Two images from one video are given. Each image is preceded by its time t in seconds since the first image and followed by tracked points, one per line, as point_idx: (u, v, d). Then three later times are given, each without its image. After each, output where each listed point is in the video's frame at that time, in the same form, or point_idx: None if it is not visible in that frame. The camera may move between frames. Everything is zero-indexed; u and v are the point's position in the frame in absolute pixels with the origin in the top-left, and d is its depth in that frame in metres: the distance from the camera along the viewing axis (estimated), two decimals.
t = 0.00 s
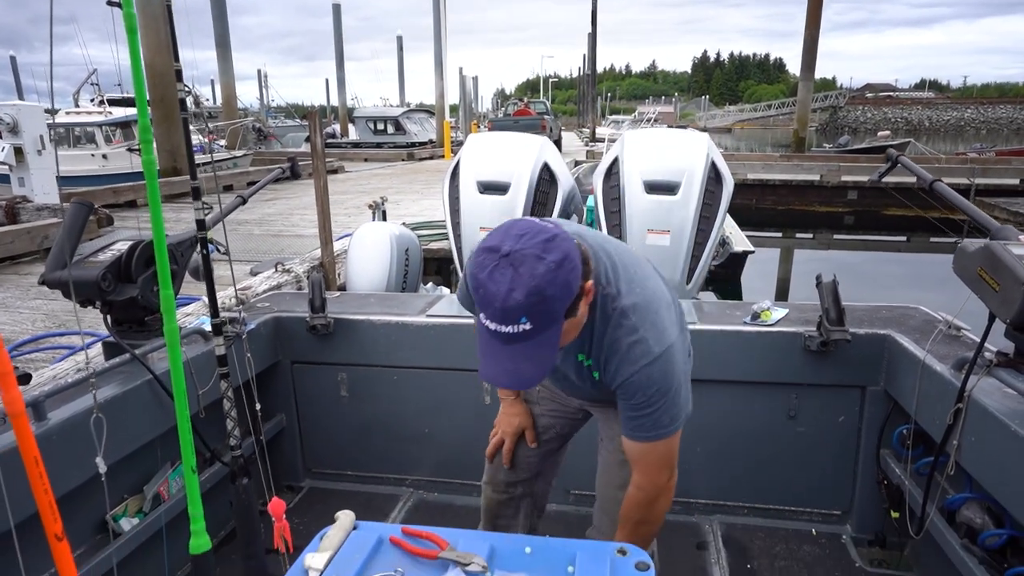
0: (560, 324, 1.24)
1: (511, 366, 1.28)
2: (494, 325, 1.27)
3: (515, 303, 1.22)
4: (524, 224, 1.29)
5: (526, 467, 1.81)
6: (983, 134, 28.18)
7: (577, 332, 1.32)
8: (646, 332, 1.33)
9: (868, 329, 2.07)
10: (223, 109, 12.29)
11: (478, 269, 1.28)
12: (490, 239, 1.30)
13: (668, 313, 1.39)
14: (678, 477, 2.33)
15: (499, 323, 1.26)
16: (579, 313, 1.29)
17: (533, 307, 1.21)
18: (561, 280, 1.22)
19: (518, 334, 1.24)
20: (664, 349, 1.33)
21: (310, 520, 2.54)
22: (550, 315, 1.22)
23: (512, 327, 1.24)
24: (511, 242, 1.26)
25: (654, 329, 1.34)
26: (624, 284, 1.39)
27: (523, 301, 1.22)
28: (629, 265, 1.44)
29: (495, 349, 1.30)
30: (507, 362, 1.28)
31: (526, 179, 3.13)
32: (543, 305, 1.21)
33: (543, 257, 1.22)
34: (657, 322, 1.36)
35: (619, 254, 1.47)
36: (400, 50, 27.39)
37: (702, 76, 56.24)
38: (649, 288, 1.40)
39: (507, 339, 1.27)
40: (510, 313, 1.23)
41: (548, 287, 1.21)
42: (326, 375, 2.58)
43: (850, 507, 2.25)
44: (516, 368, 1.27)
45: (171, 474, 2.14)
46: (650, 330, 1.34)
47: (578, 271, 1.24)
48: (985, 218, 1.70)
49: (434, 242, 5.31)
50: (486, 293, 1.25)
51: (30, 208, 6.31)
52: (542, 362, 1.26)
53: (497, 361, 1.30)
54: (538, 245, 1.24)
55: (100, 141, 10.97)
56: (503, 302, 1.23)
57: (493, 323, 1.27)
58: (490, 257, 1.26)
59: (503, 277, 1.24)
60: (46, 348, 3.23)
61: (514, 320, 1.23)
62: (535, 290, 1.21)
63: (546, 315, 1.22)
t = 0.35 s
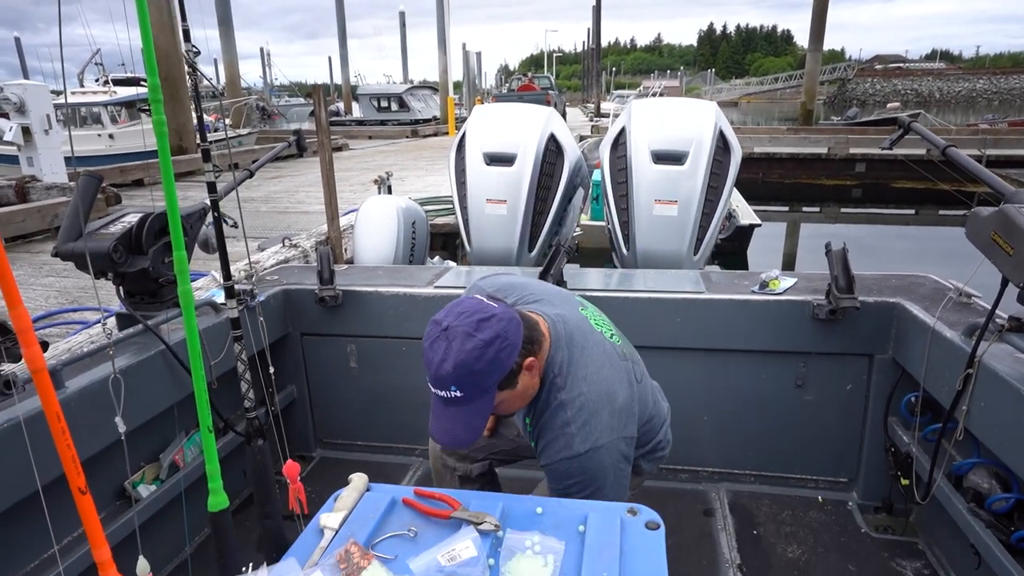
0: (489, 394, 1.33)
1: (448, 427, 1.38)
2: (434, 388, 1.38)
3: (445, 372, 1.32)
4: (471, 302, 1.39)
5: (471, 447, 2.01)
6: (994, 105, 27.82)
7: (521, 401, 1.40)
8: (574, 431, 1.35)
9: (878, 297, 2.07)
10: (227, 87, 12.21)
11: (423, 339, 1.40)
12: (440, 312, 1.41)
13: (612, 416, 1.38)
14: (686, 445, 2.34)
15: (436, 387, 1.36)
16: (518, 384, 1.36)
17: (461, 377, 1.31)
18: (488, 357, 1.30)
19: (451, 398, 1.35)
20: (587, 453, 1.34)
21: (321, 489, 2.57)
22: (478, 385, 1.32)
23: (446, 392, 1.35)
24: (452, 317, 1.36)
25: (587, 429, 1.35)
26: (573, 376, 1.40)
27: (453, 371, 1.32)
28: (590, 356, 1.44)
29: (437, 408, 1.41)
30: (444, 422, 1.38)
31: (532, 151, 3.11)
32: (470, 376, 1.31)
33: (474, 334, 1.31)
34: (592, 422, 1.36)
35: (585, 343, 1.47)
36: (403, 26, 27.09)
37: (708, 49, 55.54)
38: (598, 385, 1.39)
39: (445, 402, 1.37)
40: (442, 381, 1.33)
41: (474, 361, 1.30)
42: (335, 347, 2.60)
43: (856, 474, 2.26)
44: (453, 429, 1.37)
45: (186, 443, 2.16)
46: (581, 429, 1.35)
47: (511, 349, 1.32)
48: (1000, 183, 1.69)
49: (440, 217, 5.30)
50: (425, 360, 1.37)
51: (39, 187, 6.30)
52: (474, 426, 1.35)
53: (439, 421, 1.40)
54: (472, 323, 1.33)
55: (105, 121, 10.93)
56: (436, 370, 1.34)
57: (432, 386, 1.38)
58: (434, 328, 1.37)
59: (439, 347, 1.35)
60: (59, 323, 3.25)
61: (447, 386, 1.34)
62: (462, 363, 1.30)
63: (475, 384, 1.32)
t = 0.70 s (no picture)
0: (483, 399, 1.34)
1: (439, 426, 1.38)
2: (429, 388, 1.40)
3: (440, 371, 1.34)
4: (476, 308, 1.41)
5: (471, 438, 2.01)
6: (1012, 101, 27.50)
7: (515, 410, 1.40)
8: (561, 453, 1.35)
9: (889, 292, 2.05)
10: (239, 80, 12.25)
11: (426, 340, 1.42)
12: (446, 316, 1.43)
13: (603, 444, 1.36)
14: (693, 439, 2.35)
15: (431, 386, 1.38)
16: (513, 391, 1.37)
17: (455, 378, 1.32)
18: (485, 361, 1.31)
19: (445, 398, 1.36)
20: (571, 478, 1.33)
21: (331, 479, 2.59)
22: (472, 388, 1.33)
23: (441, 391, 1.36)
24: (454, 320, 1.38)
25: (574, 454, 1.34)
26: (568, 398, 1.39)
27: (447, 371, 1.33)
28: (590, 378, 1.42)
29: (431, 408, 1.42)
30: (436, 422, 1.39)
31: (543, 144, 3.10)
32: (465, 378, 1.32)
33: (472, 338, 1.33)
34: (580, 446, 1.35)
35: (587, 366, 1.45)
36: (414, 19, 27.06)
37: (721, 43, 55.13)
38: (592, 410, 1.37)
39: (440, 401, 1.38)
40: (437, 381, 1.35)
41: (471, 364, 1.31)
42: (345, 338, 2.62)
43: (865, 470, 2.25)
44: (444, 428, 1.38)
45: (198, 431, 2.19)
46: (568, 453, 1.34)
47: (507, 357, 1.33)
48: (1017, 178, 1.67)
49: (450, 210, 5.31)
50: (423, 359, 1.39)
51: (54, 178, 6.36)
52: (465, 429, 1.35)
53: (432, 421, 1.41)
54: (471, 327, 1.34)
55: (119, 114, 11.00)
56: (432, 369, 1.35)
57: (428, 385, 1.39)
58: (437, 329, 1.40)
59: (438, 347, 1.37)
60: (74, 313, 3.30)
61: (440, 386, 1.35)
62: (458, 363, 1.31)
63: (469, 387, 1.33)
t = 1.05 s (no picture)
0: (504, 366, 1.34)
1: (456, 394, 1.36)
2: (447, 356, 1.39)
3: (466, 333, 1.36)
4: (501, 285, 1.47)
5: (472, 436, 2.02)
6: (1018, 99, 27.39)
7: (527, 392, 1.39)
8: (565, 448, 1.35)
9: (893, 292, 2.05)
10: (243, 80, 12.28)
11: (448, 312, 1.44)
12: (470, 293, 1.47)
13: (607, 440, 1.36)
14: (697, 439, 2.34)
15: (451, 352, 1.38)
16: (531, 368, 1.37)
17: (481, 338, 1.33)
18: (513, 326, 1.34)
19: (466, 362, 1.35)
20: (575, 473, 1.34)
21: (335, 478, 2.60)
22: (497, 351, 1.34)
23: (463, 355, 1.36)
24: (481, 292, 1.43)
25: (577, 449, 1.34)
26: (573, 394, 1.39)
27: (474, 333, 1.35)
28: (594, 375, 1.42)
29: (447, 380, 1.40)
30: (451, 391, 1.37)
31: (547, 143, 3.11)
32: (491, 339, 1.33)
33: (502, 303, 1.37)
34: (585, 441, 1.35)
35: (591, 362, 1.45)
36: (417, 19, 27.07)
37: (725, 42, 55.03)
38: (597, 407, 1.37)
39: (458, 368, 1.37)
40: (460, 343, 1.36)
41: (500, 325, 1.34)
42: (349, 337, 2.62)
43: (869, 470, 2.25)
44: (460, 398, 1.36)
45: (202, 431, 2.20)
46: (572, 447, 1.35)
47: (533, 327, 1.37)
48: None
49: (454, 210, 5.32)
50: (446, 326, 1.40)
51: (59, 178, 6.39)
52: (482, 395, 1.34)
53: (446, 392, 1.39)
54: (500, 295, 1.40)
55: (124, 114, 11.04)
56: (457, 331, 1.37)
57: (448, 353, 1.39)
58: (463, 300, 1.43)
59: (463, 313, 1.39)
60: (79, 313, 3.31)
61: (464, 349, 1.36)
62: (487, 323, 1.34)
63: (493, 350, 1.34)
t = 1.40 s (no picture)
0: (521, 280, 1.36)
1: (476, 313, 1.35)
2: (461, 278, 1.39)
3: (482, 250, 1.38)
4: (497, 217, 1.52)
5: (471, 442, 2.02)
6: None
7: (537, 315, 1.40)
8: (582, 375, 1.37)
9: (899, 284, 2.04)
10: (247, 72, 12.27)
11: (451, 240, 1.45)
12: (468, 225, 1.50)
13: (617, 364, 1.40)
14: (700, 431, 2.34)
15: (466, 273, 1.38)
16: (540, 290, 1.40)
17: (497, 251, 1.36)
18: (523, 242, 1.39)
19: (485, 281, 1.36)
20: (595, 398, 1.35)
21: (339, 468, 2.61)
22: (513, 265, 1.36)
23: (480, 274, 1.37)
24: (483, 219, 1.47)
25: (594, 373, 1.37)
26: (579, 323, 1.43)
27: (488, 249, 1.38)
28: (593, 308, 1.48)
29: (461, 304, 1.39)
30: (469, 311, 1.36)
31: (551, 134, 3.09)
32: (507, 253, 1.36)
33: (509, 222, 1.42)
34: (599, 366, 1.38)
35: (587, 299, 1.51)
36: (422, 11, 26.98)
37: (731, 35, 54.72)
38: (603, 334, 1.42)
39: (475, 290, 1.38)
40: (476, 261, 1.37)
41: (513, 240, 1.38)
42: (353, 328, 2.62)
43: (873, 463, 2.24)
44: (482, 315, 1.34)
45: (207, 420, 2.21)
46: (588, 372, 1.37)
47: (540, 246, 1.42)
48: None
49: (458, 202, 5.31)
50: (456, 249, 1.41)
51: (64, 170, 6.40)
52: (504, 310, 1.34)
53: (464, 316, 1.37)
54: (505, 219, 1.45)
55: (128, 106, 11.04)
56: (471, 251, 1.39)
57: (463, 276, 1.39)
58: (466, 228, 1.46)
59: (472, 235, 1.42)
60: (85, 303, 3.32)
61: (480, 266, 1.37)
62: (501, 238, 1.38)
63: (509, 265, 1.36)
